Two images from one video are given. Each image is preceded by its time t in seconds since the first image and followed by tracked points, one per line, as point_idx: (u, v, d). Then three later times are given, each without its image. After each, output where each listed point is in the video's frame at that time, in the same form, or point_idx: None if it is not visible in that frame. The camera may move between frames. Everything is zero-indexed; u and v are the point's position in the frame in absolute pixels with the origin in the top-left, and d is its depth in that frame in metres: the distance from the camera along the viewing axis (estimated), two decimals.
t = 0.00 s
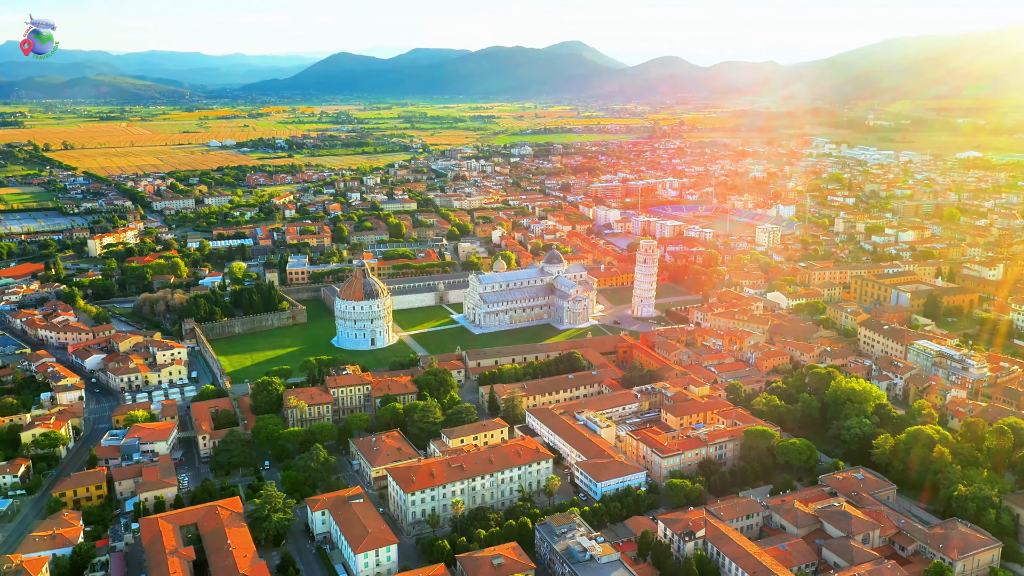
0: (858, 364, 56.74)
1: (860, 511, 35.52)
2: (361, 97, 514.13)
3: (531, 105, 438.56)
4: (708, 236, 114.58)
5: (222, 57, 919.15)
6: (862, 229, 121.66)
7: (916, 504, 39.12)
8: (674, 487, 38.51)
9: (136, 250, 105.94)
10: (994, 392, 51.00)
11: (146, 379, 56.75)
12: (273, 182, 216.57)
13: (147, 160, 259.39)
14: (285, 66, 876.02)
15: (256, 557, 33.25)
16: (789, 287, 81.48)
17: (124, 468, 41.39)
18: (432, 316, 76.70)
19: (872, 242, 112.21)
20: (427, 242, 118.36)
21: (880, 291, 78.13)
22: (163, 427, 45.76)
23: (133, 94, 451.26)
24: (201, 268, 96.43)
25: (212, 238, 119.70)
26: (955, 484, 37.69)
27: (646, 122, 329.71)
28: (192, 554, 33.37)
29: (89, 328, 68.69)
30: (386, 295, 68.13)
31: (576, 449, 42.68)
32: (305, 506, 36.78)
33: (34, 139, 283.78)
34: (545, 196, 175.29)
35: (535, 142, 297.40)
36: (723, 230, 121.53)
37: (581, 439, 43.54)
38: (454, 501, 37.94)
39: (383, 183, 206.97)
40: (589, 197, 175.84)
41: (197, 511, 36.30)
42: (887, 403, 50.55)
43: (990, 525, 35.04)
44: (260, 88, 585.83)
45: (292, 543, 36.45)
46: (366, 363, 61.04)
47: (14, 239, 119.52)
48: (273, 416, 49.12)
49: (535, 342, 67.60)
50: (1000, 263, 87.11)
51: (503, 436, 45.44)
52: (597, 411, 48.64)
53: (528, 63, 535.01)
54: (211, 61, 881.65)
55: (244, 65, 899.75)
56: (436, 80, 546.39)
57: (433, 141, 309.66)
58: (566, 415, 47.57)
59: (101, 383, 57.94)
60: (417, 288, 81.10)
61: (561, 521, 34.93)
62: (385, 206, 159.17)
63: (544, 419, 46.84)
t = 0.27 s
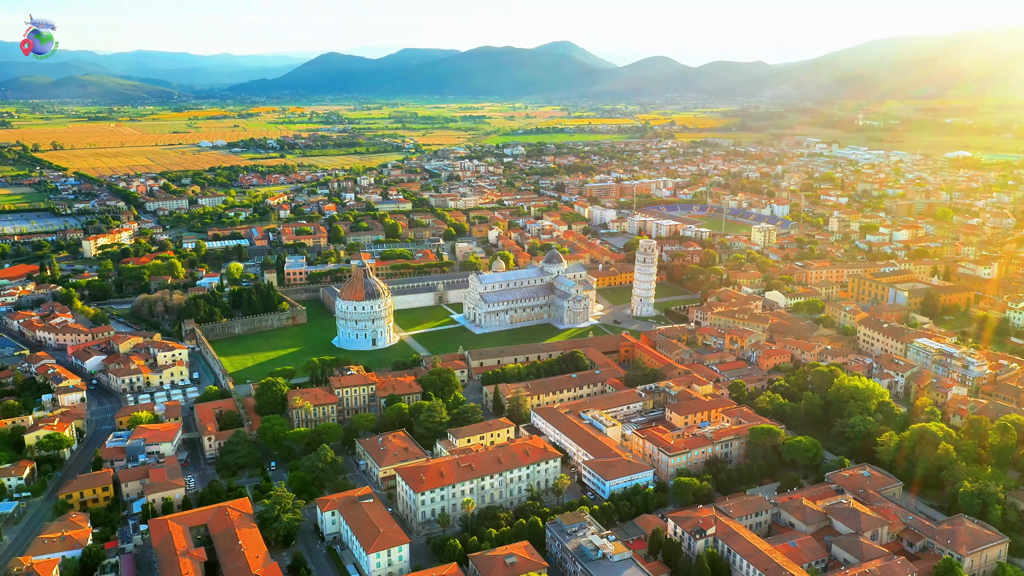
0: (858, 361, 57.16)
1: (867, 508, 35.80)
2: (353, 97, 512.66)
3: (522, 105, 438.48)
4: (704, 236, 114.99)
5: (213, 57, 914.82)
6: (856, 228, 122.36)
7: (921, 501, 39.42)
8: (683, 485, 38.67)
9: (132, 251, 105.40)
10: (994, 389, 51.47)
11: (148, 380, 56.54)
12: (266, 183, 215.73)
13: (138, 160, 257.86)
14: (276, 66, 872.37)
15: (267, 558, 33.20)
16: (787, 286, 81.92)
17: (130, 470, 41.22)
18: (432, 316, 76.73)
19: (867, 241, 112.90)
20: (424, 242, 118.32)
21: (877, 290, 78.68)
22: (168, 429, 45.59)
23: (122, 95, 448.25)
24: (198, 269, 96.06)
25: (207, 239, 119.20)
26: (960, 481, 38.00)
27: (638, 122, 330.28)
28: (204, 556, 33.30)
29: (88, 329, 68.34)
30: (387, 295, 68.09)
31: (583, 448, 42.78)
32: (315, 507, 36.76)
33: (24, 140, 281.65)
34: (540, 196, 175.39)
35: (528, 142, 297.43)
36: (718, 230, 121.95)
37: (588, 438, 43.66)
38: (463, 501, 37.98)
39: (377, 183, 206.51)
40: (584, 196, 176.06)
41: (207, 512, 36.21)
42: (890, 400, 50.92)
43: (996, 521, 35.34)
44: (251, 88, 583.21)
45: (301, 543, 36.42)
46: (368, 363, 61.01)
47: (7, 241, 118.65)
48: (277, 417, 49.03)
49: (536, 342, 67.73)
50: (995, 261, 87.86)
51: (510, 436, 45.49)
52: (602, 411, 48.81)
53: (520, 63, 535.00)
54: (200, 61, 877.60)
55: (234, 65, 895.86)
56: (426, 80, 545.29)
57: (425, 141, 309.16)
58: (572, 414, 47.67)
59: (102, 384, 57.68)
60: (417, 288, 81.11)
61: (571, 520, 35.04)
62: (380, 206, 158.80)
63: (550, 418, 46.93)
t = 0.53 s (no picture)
0: (858, 360, 57.55)
1: (874, 505, 36.11)
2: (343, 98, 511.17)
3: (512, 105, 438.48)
4: (699, 235, 115.44)
5: (202, 58, 910.01)
6: (850, 228, 123.07)
7: (926, 497, 39.79)
8: (691, 483, 38.85)
9: (126, 252, 104.79)
10: (994, 386, 51.94)
11: (149, 382, 56.27)
12: (258, 183, 214.75)
13: (128, 161, 256.14)
14: (265, 66, 868.49)
15: (279, 559, 33.17)
16: (785, 285, 82.37)
17: (136, 472, 41.05)
18: (431, 316, 76.71)
19: (861, 241, 113.66)
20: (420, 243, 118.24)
21: (874, 288, 79.28)
22: (172, 431, 45.41)
23: (110, 95, 444.99)
24: (194, 270, 95.59)
25: (202, 240, 118.61)
26: (965, 477, 38.38)
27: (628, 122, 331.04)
28: (214, 557, 33.25)
29: (86, 331, 67.92)
30: (387, 296, 68.03)
31: (589, 447, 42.90)
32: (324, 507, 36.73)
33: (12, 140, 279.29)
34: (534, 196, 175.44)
35: (520, 142, 297.40)
36: (714, 229, 122.46)
37: (594, 437, 43.78)
38: (472, 500, 38.02)
39: (370, 183, 206.01)
40: (578, 196, 176.27)
41: (215, 514, 36.14)
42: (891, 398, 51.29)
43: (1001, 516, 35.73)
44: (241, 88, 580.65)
45: (311, 544, 36.39)
46: (369, 364, 60.91)
47: None
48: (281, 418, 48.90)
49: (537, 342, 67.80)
50: (988, 260, 88.80)
51: (515, 436, 45.56)
52: (606, 410, 48.97)
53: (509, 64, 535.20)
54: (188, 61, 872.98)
55: (221, 64, 890.44)
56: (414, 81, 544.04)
57: (416, 142, 308.55)
58: (577, 414, 47.79)
59: (103, 387, 57.37)
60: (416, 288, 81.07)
61: (582, 519, 35.16)
62: (374, 206, 158.46)
63: (555, 418, 47.03)
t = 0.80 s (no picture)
0: (858, 358, 57.96)
1: (880, 502, 36.40)
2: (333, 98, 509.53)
3: (500, 105, 438.28)
4: (694, 235, 115.98)
5: (190, 58, 905.01)
6: (843, 228, 123.85)
7: (930, 494, 40.18)
8: (698, 482, 39.06)
9: (120, 253, 104.15)
10: (992, 383, 52.43)
11: (149, 383, 55.94)
12: (250, 183, 213.71)
13: (117, 162, 254.30)
14: (254, 66, 864.39)
15: (289, 560, 33.11)
16: (781, 284, 82.87)
17: (141, 474, 40.87)
18: (430, 317, 76.68)
19: (854, 240, 114.44)
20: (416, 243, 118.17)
21: (869, 287, 79.94)
22: (176, 432, 45.22)
23: (97, 96, 441.55)
24: (189, 271, 95.14)
25: (196, 241, 118.11)
26: (968, 474, 38.78)
27: (618, 122, 331.79)
28: (224, 558, 33.16)
29: (83, 332, 67.45)
30: (387, 296, 67.96)
31: (594, 446, 43.07)
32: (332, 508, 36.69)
33: None
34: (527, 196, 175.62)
35: (511, 142, 297.38)
36: (708, 229, 123.01)
37: (599, 436, 43.94)
38: (480, 500, 38.11)
39: (362, 184, 205.51)
40: (571, 196, 176.48)
41: (224, 514, 36.05)
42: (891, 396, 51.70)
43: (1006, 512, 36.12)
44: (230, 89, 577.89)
45: (320, 545, 36.35)
46: (370, 365, 60.80)
47: None
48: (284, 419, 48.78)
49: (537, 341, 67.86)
50: (981, 258, 89.79)
51: (520, 435, 45.66)
52: (610, 409, 49.13)
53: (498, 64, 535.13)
54: (175, 61, 866.59)
55: (209, 65, 885.78)
56: (403, 80, 542.53)
57: (408, 142, 307.91)
58: (581, 413, 47.93)
59: (102, 389, 56.98)
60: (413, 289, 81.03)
61: (591, 517, 35.26)
62: (368, 207, 158.10)
63: (559, 417, 47.16)
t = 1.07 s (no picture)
0: (856, 356, 58.41)
1: (886, 498, 36.71)
2: (322, 98, 507.47)
3: (489, 105, 437.97)
4: (689, 234, 116.36)
5: (178, 59, 899.53)
6: (836, 227, 124.55)
7: (934, 490, 40.61)
8: (704, 479, 39.30)
9: (114, 254, 103.49)
10: (990, 380, 52.96)
11: (149, 385, 55.65)
12: (241, 184, 212.60)
13: (106, 162, 252.29)
14: (242, 66, 859.70)
15: (300, 560, 33.09)
16: (778, 283, 83.39)
17: (146, 475, 40.70)
18: (429, 317, 76.68)
19: (847, 239, 115.13)
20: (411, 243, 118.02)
21: (864, 285, 80.60)
22: (180, 433, 45.01)
23: (82, 96, 437.59)
24: (185, 272, 94.65)
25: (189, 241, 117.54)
26: (972, 469, 39.28)
27: (608, 122, 332.37)
28: (235, 559, 33.09)
29: (80, 334, 67.02)
30: (387, 296, 67.92)
31: (600, 444, 43.22)
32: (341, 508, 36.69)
33: None
34: (520, 196, 175.63)
35: (503, 142, 297.14)
36: (702, 229, 123.48)
37: (603, 434, 44.07)
38: (488, 499, 38.19)
39: (354, 184, 204.90)
40: (564, 196, 176.58)
41: (232, 515, 35.99)
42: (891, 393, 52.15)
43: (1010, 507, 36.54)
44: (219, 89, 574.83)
45: (328, 545, 36.31)
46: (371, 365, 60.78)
47: None
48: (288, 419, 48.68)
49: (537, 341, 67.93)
50: (974, 256, 90.66)
51: (525, 435, 45.77)
52: (613, 407, 49.31)
53: (486, 65, 535.12)
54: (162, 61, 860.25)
55: (197, 65, 880.93)
56: (392, 80, 541.23)
57: (399, 142, 307.11)
58: (584, 412, 48.09)
59: (101, 390, 56.67)
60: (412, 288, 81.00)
61: (601, 515, 35.40)
62: (362, 207, 157.65)
63: (563, 415, 47.33)
